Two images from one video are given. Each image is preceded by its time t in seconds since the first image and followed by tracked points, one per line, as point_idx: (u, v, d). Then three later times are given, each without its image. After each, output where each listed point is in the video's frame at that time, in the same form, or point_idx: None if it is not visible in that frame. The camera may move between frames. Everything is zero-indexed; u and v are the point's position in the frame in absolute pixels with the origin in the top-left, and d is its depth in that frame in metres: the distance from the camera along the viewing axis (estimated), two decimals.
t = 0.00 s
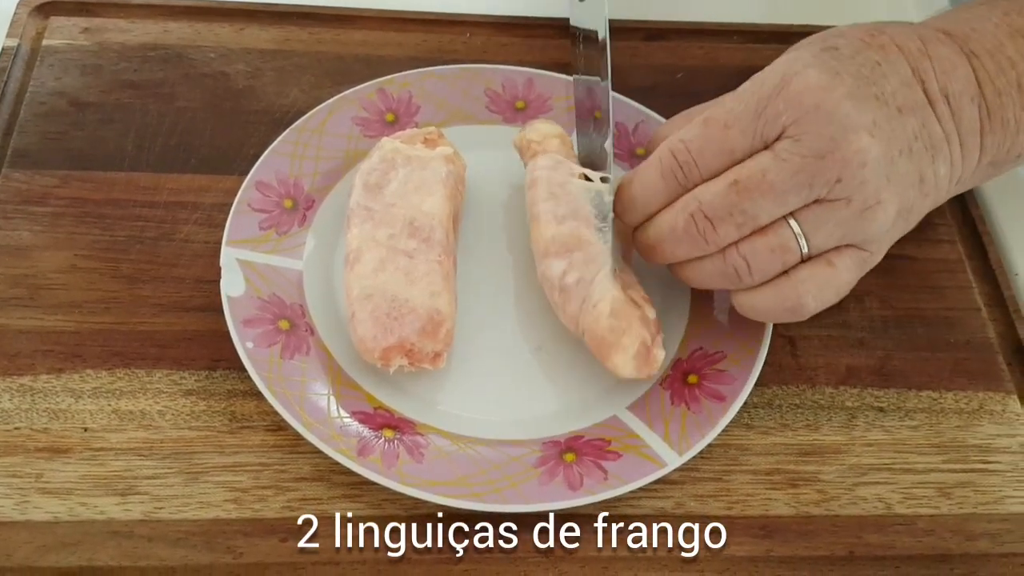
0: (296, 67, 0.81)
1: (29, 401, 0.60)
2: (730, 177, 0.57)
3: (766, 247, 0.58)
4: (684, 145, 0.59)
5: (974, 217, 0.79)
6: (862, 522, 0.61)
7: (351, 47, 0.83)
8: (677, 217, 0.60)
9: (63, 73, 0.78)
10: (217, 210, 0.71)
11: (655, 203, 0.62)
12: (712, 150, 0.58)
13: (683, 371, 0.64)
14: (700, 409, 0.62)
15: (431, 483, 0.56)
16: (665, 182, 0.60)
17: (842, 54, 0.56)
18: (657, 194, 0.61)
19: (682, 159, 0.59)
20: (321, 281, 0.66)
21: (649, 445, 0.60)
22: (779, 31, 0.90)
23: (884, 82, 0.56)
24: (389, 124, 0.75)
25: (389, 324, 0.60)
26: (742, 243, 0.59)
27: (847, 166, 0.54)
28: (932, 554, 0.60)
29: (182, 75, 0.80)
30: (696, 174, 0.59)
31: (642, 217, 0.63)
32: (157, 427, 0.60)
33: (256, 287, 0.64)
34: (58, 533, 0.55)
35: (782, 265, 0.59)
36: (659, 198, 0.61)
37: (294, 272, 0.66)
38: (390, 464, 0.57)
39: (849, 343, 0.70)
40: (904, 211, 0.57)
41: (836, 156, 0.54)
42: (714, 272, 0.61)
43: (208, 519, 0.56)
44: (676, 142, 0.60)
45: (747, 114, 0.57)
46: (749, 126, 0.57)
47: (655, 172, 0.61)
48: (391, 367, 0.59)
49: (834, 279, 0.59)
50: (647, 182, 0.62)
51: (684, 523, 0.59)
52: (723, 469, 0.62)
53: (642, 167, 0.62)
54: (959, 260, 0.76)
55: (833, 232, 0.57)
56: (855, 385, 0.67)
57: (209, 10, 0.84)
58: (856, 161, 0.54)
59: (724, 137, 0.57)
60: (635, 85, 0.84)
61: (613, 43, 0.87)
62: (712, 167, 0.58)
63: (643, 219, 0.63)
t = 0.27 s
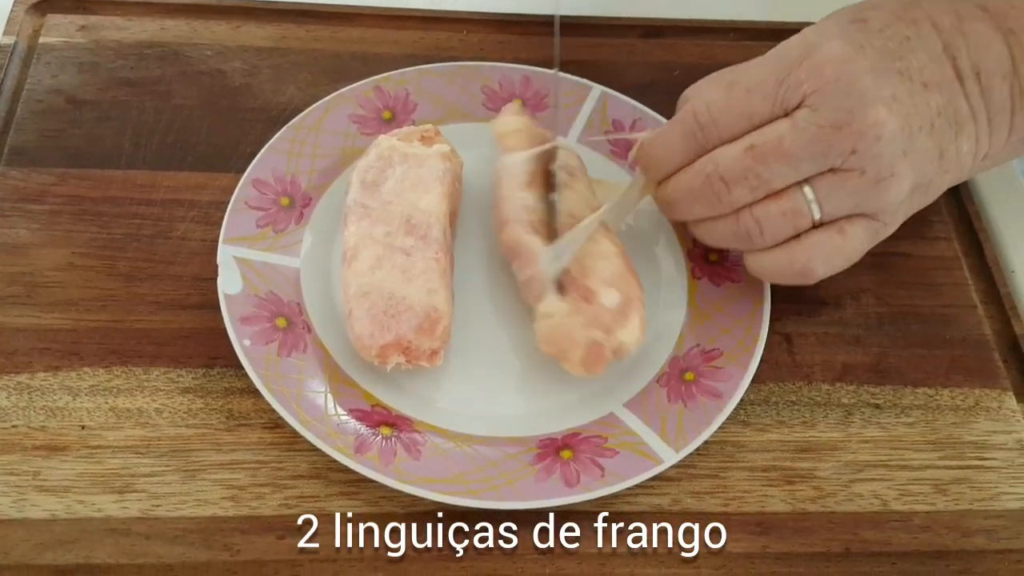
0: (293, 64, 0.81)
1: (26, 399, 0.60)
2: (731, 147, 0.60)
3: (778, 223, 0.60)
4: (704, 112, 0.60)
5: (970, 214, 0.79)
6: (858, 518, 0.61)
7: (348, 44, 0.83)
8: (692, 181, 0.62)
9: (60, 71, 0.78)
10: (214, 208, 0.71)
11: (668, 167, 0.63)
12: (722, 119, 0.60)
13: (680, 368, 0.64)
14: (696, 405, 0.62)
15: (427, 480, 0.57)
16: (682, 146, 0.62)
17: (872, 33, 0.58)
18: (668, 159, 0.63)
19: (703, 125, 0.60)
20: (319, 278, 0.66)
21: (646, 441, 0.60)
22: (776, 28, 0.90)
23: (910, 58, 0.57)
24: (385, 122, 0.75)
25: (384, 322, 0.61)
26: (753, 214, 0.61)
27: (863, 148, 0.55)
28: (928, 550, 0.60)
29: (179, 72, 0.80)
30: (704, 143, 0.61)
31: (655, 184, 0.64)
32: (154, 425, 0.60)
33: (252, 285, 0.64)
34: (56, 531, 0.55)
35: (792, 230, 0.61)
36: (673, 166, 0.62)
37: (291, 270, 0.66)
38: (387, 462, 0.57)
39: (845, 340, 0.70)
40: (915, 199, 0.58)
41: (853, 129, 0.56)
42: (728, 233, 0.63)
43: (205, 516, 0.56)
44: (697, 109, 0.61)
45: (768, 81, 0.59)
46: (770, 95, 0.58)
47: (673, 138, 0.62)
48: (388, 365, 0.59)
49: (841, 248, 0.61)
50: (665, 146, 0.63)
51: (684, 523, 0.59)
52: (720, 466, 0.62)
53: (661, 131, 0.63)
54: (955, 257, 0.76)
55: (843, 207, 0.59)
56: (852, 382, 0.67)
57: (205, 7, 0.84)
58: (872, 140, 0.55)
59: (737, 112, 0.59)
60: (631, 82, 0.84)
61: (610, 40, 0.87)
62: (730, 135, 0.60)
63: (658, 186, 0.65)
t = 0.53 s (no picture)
0: (290, 62, 0.81)
1: (23, 396, 0.60)
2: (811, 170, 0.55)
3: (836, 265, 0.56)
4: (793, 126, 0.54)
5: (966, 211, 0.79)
6: (855, 515, 0.61)
7: (345, 43, 0.83)
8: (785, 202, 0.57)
9: (57, 69, 0.78)
10: (211, 205, 0.71)
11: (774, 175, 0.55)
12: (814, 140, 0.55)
13: (676, 365, 0.64)
14: (693, 402, 0.62)
15: (424, 477, 0.57)
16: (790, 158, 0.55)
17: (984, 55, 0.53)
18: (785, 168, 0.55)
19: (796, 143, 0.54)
20: (315, 276, 0.66)
21: (643, 438, 0.60)
22: (773, 27, 0.90)
23: (1019, 83, 0.52)
24: (383, 119, 0.75)
25: (386, 319, 0.60)
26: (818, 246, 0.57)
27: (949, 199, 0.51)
28: (924, 547, 0.60)
29: (176, 70, 0.80)
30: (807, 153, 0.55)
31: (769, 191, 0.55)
32: (152, 422, 0.60)
33: (249, 282, 0.64)
34: (54, 527, 0.55)
35: (901, 259, 0.53)
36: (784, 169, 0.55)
37: (288, 268, 0.66)
38: (385, 459, 0.57)
39: (842, 338, 0.70)
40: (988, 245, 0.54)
41: (945, 174, 0.51)
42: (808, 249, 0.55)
43: (203, 513, 0.56)
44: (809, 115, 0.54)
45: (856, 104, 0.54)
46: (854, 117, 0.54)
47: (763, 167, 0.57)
48: (391, 362, 0.60)
49: (938, 286, 0.54)
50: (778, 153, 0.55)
51: (684, 523, 0.59)
52: (716, 463, 0.62)
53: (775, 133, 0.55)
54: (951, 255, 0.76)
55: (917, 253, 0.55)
56: (848, 379, 0.68)
57: (202, 5, 0.83)
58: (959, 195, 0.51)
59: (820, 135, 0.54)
60: (628, 80, 0.84)
61: (607, 38, 0.87)
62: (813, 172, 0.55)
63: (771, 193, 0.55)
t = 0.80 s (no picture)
0: (293, 62, 0.81)
1: (27, 394, 0.60)
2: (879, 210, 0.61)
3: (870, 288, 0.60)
4: (872, 172, 0.61)
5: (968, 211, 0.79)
6: (857, 515, 0.61)
7: (348, 43, 0.84)
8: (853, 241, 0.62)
9: (60, 68, 0.78)
10: (214, 205, 0.71)
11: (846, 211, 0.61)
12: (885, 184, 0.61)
13: (679, 365, 0.64)
14: (696, 402, 0.62)
15: (427, 476, 0.57)
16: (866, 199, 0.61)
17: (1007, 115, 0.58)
18: (859, 209, 0.61)
19: (866, 187, 0.61)
20: (319, 275, 0.66)
21: (646, 438, 0.60)
22: (774, 27, 0.90)
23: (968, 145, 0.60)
24: (386, 119, 0.75)
25: (388, 318, 0.61)
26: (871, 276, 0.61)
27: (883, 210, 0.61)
28: (927, 547, 0.60)
29: (179, 70, 0.80)
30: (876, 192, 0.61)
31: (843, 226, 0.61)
32: (156, 421, 0.60)
33: (253, 281, 0.64)
34: (57, 525, 0.55)
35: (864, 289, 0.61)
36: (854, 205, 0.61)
37: (292, 267, 0.66)
38: (388, 458, 0.57)
39: (844, 338, 0.70)
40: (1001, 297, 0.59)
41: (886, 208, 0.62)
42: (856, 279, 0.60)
43: (207, 512, 0.56)
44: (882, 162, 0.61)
45: (926, 149, 0.60)
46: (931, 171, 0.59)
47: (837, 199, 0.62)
48: (394, 361, 0.60)
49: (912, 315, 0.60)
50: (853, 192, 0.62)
51: (684, 523, 0.59)
52: (719, 462, 0.62)
53: (852, 177, 0.62)
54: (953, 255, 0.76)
55: (946, 292, 0.59)
56: (850, 379, 0.68)
57: (205, 5, 0.84)
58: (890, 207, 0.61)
59: (889, 178, 0.60)
60: (630, 81, 0.84)
61: (609, 39, 0.87)
62: (879, 217, 0.61)
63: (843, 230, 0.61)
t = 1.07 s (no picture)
0: (293, 61, 0.81)
1: (28, 393, 0.60)
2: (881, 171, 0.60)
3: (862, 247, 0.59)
4: (882, 132, 0.60)
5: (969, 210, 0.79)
6: (858, 513, 0.61)
7: (348, 41, 0.83)
8: (852, 198, 0.61)
9: (61, 67, 0.78)
10: (215, 203, 0.71)
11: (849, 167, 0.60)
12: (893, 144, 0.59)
13: (679, 364, 0.64)
14: (696, 401, 0.62)
15: (427, 475, 0.57)
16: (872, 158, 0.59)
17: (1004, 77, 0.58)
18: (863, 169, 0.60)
19: (874, 147, 0.60)
20: (320, 274, 0.66)
21: (647, 437, 0.60)
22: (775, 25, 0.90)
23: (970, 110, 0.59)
24: (386, 118, 0.75)
25: (389, 317, 0.60)
26: (864, 235, 0.60)
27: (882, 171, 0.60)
28: (928, 545, 0.60)
29: (179, 68, 0.80)
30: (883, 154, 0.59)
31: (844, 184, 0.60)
32: (156, 419, 0.60)
33: (253, 280, 0.64)
34: (57, 524, 0.55)
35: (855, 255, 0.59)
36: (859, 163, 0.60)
37: (292, 266, 0.66)
38: (389, 457, 0.57)
39: (845, 336, 0.70)
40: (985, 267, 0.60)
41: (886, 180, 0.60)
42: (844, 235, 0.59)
43: (207, 511, 0.56)
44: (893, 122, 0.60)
45: (937, 115, 0.59)
46: (943, 140, 0.59)
47: (844, 156, 0.60)
48: (394, 359, 0.60)
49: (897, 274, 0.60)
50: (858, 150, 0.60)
51: (684, 523, 0.59)
52: (719, 461, 0.62)
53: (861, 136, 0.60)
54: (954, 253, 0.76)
55: (935, 259, 0.59)
56: (851, 378, 0.68)
57: (205, 3, 0.84)
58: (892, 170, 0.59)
59: (900, 141, 0.59)
60: (631, 79, 0.84)
61: (610, 37, 0.87)
62: (882, 178, 0.60)
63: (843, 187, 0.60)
